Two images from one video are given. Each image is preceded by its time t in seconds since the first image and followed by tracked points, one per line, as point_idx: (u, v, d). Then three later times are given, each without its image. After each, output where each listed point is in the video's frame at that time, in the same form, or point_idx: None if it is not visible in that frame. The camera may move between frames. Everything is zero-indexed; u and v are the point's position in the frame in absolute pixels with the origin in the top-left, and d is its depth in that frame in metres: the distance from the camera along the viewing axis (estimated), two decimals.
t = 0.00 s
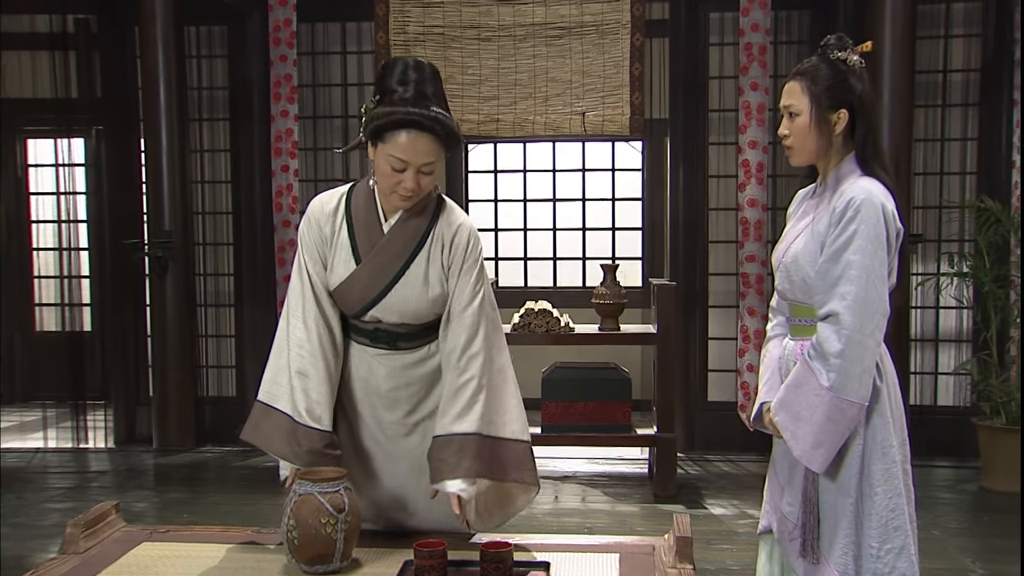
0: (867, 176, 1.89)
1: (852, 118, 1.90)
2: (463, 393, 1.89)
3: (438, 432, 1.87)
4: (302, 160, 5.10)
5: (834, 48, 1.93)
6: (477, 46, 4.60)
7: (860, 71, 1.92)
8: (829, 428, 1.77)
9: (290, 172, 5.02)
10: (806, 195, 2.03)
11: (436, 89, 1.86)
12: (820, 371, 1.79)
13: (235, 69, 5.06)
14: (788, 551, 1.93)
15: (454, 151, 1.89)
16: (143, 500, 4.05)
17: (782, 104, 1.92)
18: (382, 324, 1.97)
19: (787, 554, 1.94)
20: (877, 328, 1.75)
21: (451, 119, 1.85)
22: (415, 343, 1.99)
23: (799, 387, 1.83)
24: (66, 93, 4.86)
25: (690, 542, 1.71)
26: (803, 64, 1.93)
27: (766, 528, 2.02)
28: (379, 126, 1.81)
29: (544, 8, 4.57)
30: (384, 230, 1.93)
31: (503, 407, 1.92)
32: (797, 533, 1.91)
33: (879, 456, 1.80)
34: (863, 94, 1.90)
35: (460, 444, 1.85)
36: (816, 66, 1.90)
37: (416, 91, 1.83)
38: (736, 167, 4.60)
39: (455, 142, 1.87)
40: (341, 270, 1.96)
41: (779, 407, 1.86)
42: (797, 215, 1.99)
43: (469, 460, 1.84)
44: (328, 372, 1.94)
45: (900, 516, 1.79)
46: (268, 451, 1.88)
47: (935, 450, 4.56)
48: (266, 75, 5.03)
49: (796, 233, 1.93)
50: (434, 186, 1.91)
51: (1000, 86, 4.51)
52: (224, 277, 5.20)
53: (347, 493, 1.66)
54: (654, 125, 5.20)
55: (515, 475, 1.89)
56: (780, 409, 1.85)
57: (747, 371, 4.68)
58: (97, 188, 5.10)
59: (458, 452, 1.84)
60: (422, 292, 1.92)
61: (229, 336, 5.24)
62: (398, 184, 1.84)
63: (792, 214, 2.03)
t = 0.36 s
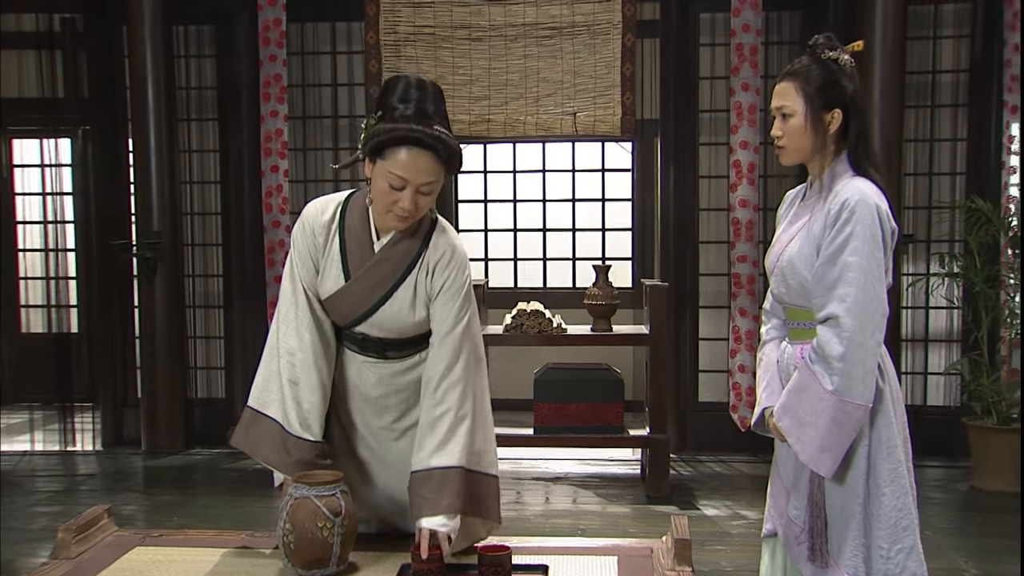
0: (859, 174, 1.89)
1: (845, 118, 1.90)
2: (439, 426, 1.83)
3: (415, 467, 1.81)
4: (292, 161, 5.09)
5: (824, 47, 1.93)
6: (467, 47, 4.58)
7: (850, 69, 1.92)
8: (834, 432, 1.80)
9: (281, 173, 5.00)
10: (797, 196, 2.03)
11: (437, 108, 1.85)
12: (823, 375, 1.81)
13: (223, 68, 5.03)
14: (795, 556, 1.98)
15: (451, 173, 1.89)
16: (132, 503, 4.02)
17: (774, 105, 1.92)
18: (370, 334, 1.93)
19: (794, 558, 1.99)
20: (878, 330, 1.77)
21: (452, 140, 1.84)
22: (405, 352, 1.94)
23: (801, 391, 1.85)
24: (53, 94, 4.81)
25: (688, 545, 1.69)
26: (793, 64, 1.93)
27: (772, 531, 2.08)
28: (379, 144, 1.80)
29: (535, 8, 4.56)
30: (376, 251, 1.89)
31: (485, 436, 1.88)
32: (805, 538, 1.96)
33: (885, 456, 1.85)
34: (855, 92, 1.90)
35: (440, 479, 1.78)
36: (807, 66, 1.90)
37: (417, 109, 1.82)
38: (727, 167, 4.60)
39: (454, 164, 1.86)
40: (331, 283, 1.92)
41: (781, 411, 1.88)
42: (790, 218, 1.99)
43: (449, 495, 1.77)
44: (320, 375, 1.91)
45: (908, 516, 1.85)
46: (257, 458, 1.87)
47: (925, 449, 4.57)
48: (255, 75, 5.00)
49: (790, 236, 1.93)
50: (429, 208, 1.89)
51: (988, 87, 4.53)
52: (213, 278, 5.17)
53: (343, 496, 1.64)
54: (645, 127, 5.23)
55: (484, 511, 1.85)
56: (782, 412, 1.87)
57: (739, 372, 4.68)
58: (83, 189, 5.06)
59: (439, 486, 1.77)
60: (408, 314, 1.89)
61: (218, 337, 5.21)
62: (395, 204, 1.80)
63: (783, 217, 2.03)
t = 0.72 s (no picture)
0: (852, 173, 1.89)
1: (840, 117, 1.89)
2: (440, 432, 1.83)
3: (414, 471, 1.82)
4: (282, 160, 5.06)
5: (824, 46, 1.91)
6: (458, 46, 4.57)
7: (848, 70, 1.91)
8: (835, 434, 1.80)
9: (270, 173, 4.98)
10: (792, 196, 2.03)
11: (431, 108, 1.83)
12: (822, 376, 1.81)
13: (211, 68, 4.99)
14: (794, 557, 1.98)
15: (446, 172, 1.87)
16: (120, 505, 3.98)
17: (769, 103, 1.90)
18: (359, 338, 1.91)
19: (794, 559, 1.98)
20: (877, 330, 1.77)
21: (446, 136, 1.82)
22: (399, 355, 1.92)
23: (800, 393, 1.84)
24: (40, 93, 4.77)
25: (685, 545, 1.68)
26: (790, 63, 1.92)
27: (771, 533, 2.07)
28: (374, 138, 1.77)
29: (525, 7, 4.55)
30: (368, 253, 1.88)
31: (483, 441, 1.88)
32: (804, 540, 1.95)
33: (886, 455, 1.85)
34: (850, 93, 1.89)
35: (439, 482, 1.78)
36: (805, 65, 1.89)
37: (411, 107, 1.80)
38: (718, 167, 4.60)
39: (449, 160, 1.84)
40: (322, 288, 1.90)
41: (780, 413, 1.87)
42: (784, 219, 1.99)
43: (448, 499, 1.77)
44: (312, 382, 1.88)
45: (908, 516, 1.85)
46: (249, 465, 1.82)
47: (916, 448, 4.59)
48: (243, 75, 4.97)
49: (786, 237, 1.93)
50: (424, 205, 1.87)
51: (978, 87, 4.55)
52: (202, 278, 5.14)
53: (339, 499, 1.62)
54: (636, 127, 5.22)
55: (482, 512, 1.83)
56: (782, 415, 1.86)
57: (730, 371, 4.68)
58: (69, 189, 5.00)
59: (437, 491, 1.77)
60: (403, 320, 1.88)
61: (206, 338, 5.17)
62: (389, 201, 1.79)
63: (777, 216, 2.03)
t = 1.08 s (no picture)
0: (859, 174, 1.88)
1: (849, 117, 1.89)
2: (441, 407, 1.84)
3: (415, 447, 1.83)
4: (269, 161, 5.03)
5: (835, 45, 1.92)
6: (446, 46, 4.55)
7: (859, 69, 1.91)
8: (823, 432, 1.79)
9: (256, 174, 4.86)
10: (793, 195, 2.02)
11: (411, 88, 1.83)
12: (813, 374, 1.80)
13: (197, 68, 4.96)
14: (778, 557, 1.97)
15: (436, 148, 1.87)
16: (105, 509, 3.95)
17: (779, 100, 1.91)
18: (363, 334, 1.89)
19: (778, 560, 1.98)
20: (870, 330, 1.77)
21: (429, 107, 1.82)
22: (396, 350, 1.92)
23: (789, 390, 1.84)
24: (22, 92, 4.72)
25: (678, 548, 1.65)
26: (801, 61, 1.92)
27: (754, 534, 2.07)
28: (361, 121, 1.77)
29: (513, 7, 4.53)
30: (363, 242, 1.88)
31: (486, 416, 1.89)
32: (788, 541, 1.95)
33: (873, 458, 1.85)
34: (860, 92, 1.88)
35: (441, 456, 1.80)
36: (815, 64, 1.89)
37: (389, 85, 1.80)
38: (707, 168, 4.60)
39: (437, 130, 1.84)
40: (318, 283, 1.88)
41: (767, 409, 1.86)
42: (782, 215, 1.99)
43: (450, 472, 1.79)
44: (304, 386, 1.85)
45: (893, 519, 1.84)
46: (238, 474, 1.78)
47: (903, 448, 4.60)
48: (229, 74, 4.93)
49: (783, 234, 1.92)
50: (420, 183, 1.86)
51: (963, 87, 4.57)
52: (188, 279, 5.10)
53: (331, 503, 1.61)
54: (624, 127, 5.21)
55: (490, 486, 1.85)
56: (769, 411, 1.86)
57: (719, 372, 4.68)
58: (52, 188, 4.93)
59: (438, 464, 1.78)
60: (404, 306, 1.88)
61: (192, 339, 5.13)
62: (388, 178, 1.78)
63: (778, 212, 2.03)
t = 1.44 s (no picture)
0: (857, 177, 1.88)
1: (846, 119, 1.88)
2: (441, 380, 1.86)
3: (414, 422, 1.84)
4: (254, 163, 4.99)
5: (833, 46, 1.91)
6: (433, 47, 4.53)
7: (856, 71, 1.90)
8: (815, 434, 1.78)
9: (242, 176, 4.83)
10: (792, 197, 2.01)
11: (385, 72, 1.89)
12: (807, 376, 1.80)
13: (182, 69, 4.92)
14: (768, 559, 1.97)
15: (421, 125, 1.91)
16: (88, 515, 3.90)
17: (776, 101, 1.91)
18: (364, 327, 1.89)
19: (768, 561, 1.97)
20: (865, 332, 1.76)
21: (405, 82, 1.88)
22: (393, 342, 1.93)
23: (782, 391, 1.84)
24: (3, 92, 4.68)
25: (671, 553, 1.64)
26: (799, 63, 1.92)
27: (745, 535, 2.06)
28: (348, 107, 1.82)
29: (501, 9, 4.52)
30: (360, 229, 1.89)
31: (481, 393, 1.91)
32: (779, 543, 1.94)
33: (863, 462, 1.84)
34: (858, 95, 1.88)
35: (439, 432, 1.81)
36: (813, 65, 1.88)
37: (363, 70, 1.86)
38: (694, 170, 4.60)
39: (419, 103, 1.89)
40: (318, 276, 1.88)
41: (760, 409, 1.87)
42: (780, 216, 1.99)
43: (451, 447, 1.81)
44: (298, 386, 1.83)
45: (882, 523, 1.84)
46: (229, 479, 1.74)
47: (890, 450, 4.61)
48: (214, 75, 4.89)
49: (779, 235, 1.92)
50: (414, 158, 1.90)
51: (949, 90, 4.58)
52: (172, 281, 5.06)
53: (321, 508, 1.59)
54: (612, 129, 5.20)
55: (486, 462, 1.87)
56: (761, 411, 1.86)
57: (706, 374, 4.68)
58: (35, 189, 4.89)
59: (440, 438, 1.80)
60: (403, 288, 1.90)
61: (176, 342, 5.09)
62: (387, 152, 1.82)
63: (775, 214, 2.02)
